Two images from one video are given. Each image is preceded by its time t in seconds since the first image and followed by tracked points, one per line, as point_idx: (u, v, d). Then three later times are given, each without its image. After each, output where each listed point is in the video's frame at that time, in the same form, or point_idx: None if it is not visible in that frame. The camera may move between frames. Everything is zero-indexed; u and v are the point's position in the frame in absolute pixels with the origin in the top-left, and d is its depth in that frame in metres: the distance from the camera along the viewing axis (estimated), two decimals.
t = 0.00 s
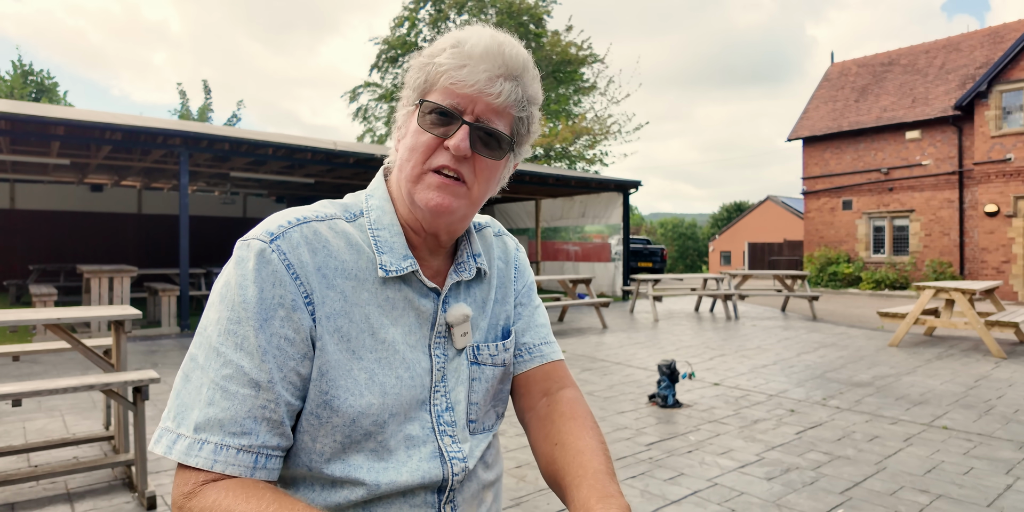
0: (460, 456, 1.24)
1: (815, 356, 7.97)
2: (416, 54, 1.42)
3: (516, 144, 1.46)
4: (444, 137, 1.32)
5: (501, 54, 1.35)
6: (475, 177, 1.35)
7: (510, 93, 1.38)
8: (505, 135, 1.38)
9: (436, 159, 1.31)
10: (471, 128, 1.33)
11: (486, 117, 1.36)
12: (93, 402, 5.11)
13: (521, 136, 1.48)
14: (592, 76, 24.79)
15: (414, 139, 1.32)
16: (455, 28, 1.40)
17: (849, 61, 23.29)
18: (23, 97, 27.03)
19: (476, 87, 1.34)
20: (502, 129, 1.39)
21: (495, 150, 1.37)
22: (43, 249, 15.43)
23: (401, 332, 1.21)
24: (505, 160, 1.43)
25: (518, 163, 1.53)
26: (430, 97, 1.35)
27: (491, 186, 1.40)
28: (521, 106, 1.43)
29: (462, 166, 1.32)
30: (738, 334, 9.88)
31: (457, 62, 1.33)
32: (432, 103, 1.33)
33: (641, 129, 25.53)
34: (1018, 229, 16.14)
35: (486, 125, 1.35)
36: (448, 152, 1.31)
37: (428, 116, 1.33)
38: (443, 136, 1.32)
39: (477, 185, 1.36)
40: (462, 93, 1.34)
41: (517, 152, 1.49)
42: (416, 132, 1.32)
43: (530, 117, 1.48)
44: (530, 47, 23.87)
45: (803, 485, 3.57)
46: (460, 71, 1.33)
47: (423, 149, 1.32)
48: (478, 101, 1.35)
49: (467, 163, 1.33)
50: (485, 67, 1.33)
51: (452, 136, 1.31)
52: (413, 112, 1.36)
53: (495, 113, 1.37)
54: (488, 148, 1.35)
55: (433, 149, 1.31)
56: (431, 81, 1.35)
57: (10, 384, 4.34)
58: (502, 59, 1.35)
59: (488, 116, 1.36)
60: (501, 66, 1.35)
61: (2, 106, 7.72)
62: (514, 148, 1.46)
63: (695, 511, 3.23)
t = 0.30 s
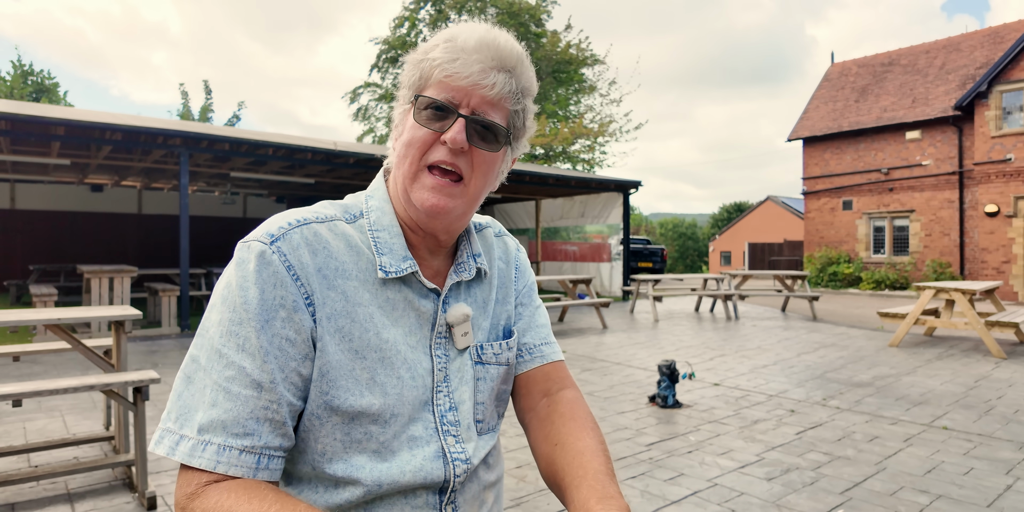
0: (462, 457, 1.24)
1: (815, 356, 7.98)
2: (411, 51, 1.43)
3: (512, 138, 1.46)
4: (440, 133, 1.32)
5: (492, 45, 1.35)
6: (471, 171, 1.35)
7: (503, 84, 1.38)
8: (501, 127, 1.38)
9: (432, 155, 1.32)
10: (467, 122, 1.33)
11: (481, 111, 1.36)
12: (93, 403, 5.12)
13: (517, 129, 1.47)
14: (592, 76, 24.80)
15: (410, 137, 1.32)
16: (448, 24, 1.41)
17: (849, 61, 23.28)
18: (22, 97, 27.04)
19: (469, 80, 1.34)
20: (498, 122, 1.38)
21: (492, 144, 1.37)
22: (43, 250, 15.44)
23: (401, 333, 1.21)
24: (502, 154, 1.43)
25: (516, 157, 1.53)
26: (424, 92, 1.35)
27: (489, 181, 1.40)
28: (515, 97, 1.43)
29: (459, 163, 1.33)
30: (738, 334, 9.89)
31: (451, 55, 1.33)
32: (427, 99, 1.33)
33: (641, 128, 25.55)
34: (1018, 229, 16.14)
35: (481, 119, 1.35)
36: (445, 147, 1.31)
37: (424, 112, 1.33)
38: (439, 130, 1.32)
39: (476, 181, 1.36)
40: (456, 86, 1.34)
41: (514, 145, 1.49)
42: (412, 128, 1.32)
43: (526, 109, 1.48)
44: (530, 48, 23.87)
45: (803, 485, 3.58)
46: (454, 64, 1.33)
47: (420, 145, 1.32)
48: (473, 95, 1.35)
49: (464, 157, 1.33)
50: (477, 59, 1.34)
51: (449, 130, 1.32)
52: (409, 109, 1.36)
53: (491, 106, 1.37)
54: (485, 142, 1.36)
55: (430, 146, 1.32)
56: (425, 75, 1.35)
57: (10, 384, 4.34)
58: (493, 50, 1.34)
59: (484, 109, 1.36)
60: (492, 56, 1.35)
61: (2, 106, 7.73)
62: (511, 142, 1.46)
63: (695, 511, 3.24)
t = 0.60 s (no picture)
0: (465, 456, 1.24)
1: (815, 356, 7.97)
2: (420, 53, 1.43)
3: (520, 139, 1.46)
4: (449, 132, 1.32)
5: (502, 47, 1.36)
6: (479, 171, 1.35)
7: (512, 85, 1.38)
8: (509, 128, 1.39)
9: (441, 153, 1.32)
10: (475, 122, 1.33)
11: (490, 111, 1.36)
12: (93, 402, 5.12)
13: (525, 131, 1.48)
14: (592, 76, 24.79)
15: (419, 136, 1.32)
16: (457, 26, 1.42)
17: (849, 61, 23.27)
18: (23, 97, 27.05)
19: (479, 81, 1.35)
20: (506, 122, 1.39)
21: (500, 144, 1.37)
22: (43, 250, 15.43)
23: (407, 332, 1.21)
24: (510, 155, 1.43)
25: (521, 159, 1.54)
26: (434, 92, 1.35)
27: (496, 181, 1.40)
28: (523, 97, 1.43)
29: (468, 162, 1.33)
30: (738, 333, 9.88)
31: (460, 57, 1.34)
32: (437, 98, 1.33)
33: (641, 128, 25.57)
34: (1018, 229, 16.14)
35: (490, 118, 1.36)
36: (454, 146, 1.31)
37: (433, 111, 1.33)
38: (448, 130, 1.32)
39: (483, 181, 1.36)
40: (466, 87, 1.34)
41: (520, 146, 1.49)
42: (421, 128, 1.33)
43: (534, 112, 1.48)
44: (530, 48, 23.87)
45: (803, 485, 3.57)
46: (464, 65, 1.34)
47: (429, 144, 1.32)
48: (481, 95, 1.35)
49: (473, 157, 1.33)
50: (487, 60, 1.34)
51: (457, 130, 1.32)
52: (418, 109, 1.37)
53: (499, 106, 1.38)
54: (493, 142, 1.36)
55: (438, 144, 1.32)
56: (435, 75, 1.36)
57: (10, 383, 4.34)
58: (504, 51, 1.35)
59: (492, 109, 1.37)
60: (503, 57, 1.36)
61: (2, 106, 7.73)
62: (518, 143, 1.47)
63: (695, 511, 3.23)
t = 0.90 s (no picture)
0: (460, 456, 1.25)
1: (815, 356, 7.97)
2: (417, 54, 1.44)
3: (517, 141, 1.46)
4: (445, 132, 1.32)
5: (498, 46, 1.36)
6: (475, 171, 1.35)
7: (510, 87, 1.39)
8: (506, 128, 1.39)
9: (437, 153, 1.32)
10: (472, 121, 1.33)
11: (487, 111, 1.36)
12: (93, 402, 5.12)
13: (521, 132, 1.48)
14: (592, 76, 24.79)
15: (415, 135, 1.33)
16: (454, 27, 1.42)
17: (849, 61, 23.26)
18: (22, 97, 27.05)
19: (477, 81, 1.35)
20: (503, 122, 1.39)
21: (496, 144, 1.37)
22: (43, 250, 15.44)
23: (404, 331, 1.21)
24: (506, 156, 1.44)
25: (518, 160, 1.54)
26: (430, 92, 1.36)
27: (492, 182, 1.40)
28: (520, 98, 1.43)
29: (463, 162, 1.33)
30: (737, 333, 9.88)
31: (457, 58, 1.34)
32: (434, 97, 1.33)
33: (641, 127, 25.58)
34: (1018, 229, 16.14)
35: (486, 118, 1.36)
36: (450, 146, 1.31)
37: (429, 111, 1.34)
38: (445, 130, 1.32)
39: (478, 181, 1.36)
40: (462, 87, 1.35)
41: (518, 147, 1.49)
42: (417, 127, 1.33)
43: (531, 113, 1.48)
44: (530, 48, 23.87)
45: (802, 485, 3.58)
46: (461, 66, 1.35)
47: (425, 145, 1.32)
48: (478, 95, 1.35)
49: (468, 157, 1.33)
50: (482, 61, 1.35)
51: (454, 129, 1.32)
52: (414, 110, 1.37)
53: (496, 107, 1.38)
54: (489, 142, 1.36)
55: (435, 144, 1.32)
56: (432, 75, 1.36)
57: (10, 384, 4.34)
58: (502, 53, 1.36)
59: (489, 109, 1.37)
60: (499, 58, 1.36)
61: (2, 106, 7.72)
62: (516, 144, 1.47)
63: (694, 511, 3.23)
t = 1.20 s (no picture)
0: (450, 446, 1.24)
1: (815, 356, 7.96)
2: (411, 51, 1.49)
3: (505, 128, 1.46)
4: (429, 115, 1.34)
5: (481, 31, 1.38)
6: (460, 153, 1.35)
7: (493, 71, 1.39)
8: (491, 112, 1.39)
9: (422, 136, 1.33)
10: (455, 104, 1.34)
11: (470, 95, 1.37)
12: (93, 402, 5.12)
13: (513, 118, 1.47)
14: (592, 76, 24.79)
15: (403, 122, 1.36)
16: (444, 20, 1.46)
17: (849, 61, 23.26)
18: (22, 97, 27.07)
19: (459, 65, 1.36)
20: (488, 105, 1.39)
21: (479, 126, 1.37)
22: (43, 250, 15.44)
23: (400, 313, 1.21)
24: (494, 140, 1.43)
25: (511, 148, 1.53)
26: (420, 80, 1.39)
27: (480, 166, 1.40)
28: (507, 83, 1.43)
29: (447, 143, 1.34)
30: (737, 333, 9.88)
31: (442, 45, 1.37)
32: (421, 85, 1.37)
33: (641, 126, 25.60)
34: (1018, 229, 16.14)
35: (470, 101, 1.36)
36: (432, 127, 1.33)
37: (417, 99, 1.37)
38: (428, 113, 1.34)
39: (464, 163, 1.35)
40: (447, 73, 1.37)
41: (508, 134, 1.48)
42: (406, 115, 1.36)
43: (520, 99, 1.48)
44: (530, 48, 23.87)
45: (802, 485, 3.58)
46: (445, 52, 1.37)
47: (412, 130, 1.35)
48: (461, 79, 1.37)
49: (451, 138, 1.34)
50: (465, 45, 1.36)
51: (435, 112, 1.34)
52: (405, 100, 1.41)
53: (480, 91, 1.38)
54: (472, 123, 1.36)
55: (420, 127, 1.34)
56: (421, 65, 1.40)
57: (10, 384, 4.33)
58: (482, 35, 1.37)
59: (472, 93, 1.38)
60: (482, 41, 1.37)
61: (2, 107, 7.72)
62: (505, 131, 1.47)
63: (694, 511, 3.24)
